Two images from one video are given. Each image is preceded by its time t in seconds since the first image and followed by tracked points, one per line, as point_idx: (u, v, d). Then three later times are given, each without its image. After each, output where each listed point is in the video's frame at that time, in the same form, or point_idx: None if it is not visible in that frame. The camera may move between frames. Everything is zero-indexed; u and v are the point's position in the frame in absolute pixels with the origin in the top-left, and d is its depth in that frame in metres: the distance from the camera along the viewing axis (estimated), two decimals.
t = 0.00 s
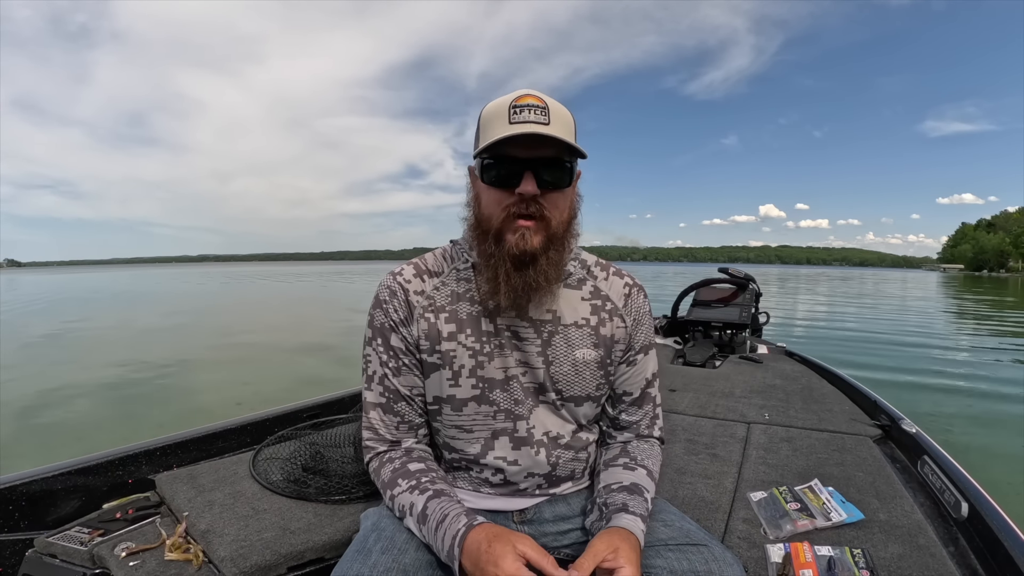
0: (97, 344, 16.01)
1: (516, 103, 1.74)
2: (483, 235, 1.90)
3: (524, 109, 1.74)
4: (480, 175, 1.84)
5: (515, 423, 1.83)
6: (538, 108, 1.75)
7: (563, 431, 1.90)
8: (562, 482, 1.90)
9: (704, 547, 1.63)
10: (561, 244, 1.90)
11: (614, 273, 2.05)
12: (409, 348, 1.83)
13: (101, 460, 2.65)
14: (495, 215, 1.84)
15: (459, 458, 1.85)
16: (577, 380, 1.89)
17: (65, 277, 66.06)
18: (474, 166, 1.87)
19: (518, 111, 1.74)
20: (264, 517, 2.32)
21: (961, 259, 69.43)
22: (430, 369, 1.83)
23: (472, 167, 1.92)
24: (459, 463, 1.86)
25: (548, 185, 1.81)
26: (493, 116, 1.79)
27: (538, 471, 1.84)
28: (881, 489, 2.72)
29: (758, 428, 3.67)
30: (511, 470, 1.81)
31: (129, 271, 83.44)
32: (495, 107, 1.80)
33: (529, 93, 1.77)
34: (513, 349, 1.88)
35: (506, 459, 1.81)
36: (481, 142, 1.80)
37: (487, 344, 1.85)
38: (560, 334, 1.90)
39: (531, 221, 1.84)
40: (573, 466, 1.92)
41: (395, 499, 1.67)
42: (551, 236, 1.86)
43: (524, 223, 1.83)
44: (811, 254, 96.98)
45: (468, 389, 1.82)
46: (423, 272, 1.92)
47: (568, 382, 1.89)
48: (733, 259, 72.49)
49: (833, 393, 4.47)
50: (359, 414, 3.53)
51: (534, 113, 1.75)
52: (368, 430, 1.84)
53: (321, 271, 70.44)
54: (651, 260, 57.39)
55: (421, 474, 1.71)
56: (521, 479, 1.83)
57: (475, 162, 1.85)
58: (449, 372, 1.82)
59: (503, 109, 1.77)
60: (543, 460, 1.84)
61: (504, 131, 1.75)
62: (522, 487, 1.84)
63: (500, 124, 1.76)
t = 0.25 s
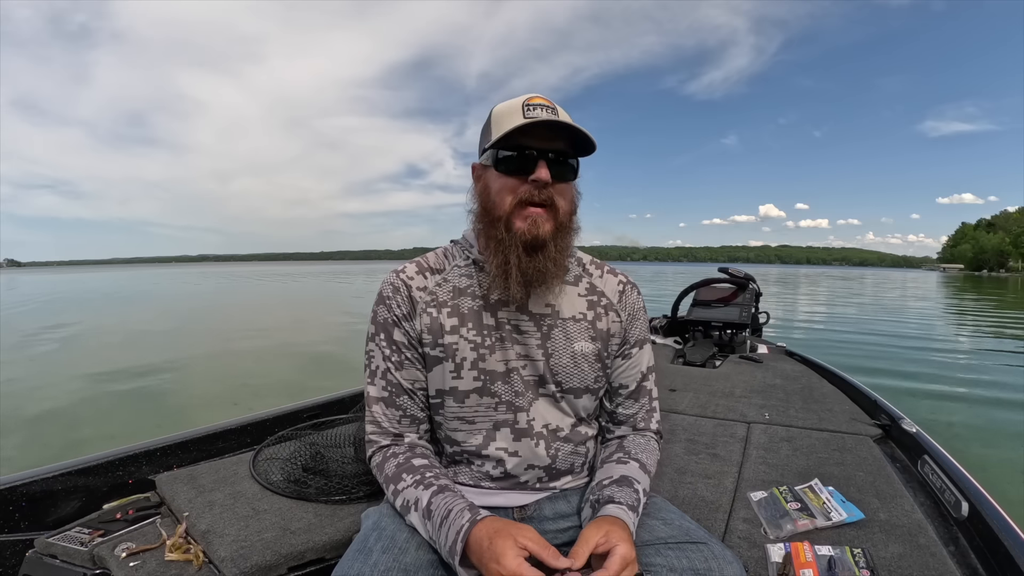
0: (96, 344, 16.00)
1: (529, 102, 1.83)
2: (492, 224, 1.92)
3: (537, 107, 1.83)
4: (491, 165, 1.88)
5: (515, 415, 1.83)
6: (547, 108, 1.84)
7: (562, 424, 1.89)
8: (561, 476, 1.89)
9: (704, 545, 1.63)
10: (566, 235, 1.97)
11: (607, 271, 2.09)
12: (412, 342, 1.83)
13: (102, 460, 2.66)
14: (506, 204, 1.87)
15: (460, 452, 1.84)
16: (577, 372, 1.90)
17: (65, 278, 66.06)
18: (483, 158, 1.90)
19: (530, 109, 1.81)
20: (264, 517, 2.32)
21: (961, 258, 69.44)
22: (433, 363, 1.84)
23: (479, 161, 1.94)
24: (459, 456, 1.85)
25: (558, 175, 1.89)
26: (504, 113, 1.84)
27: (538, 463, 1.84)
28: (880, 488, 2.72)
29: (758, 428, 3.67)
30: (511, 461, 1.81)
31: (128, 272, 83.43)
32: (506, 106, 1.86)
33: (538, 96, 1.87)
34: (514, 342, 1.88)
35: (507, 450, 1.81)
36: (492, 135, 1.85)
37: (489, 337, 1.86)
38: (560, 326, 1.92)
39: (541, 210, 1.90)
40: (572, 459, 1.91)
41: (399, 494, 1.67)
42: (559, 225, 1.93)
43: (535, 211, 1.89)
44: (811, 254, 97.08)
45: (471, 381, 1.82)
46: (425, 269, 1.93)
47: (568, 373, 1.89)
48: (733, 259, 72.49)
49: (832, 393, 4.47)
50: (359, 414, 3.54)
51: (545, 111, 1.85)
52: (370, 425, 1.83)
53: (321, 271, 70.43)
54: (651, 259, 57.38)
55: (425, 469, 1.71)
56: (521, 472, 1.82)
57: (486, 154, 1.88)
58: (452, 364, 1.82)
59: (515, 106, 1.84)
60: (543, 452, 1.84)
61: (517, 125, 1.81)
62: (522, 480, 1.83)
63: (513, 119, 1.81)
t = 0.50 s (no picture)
0: (96, 344, 15.99)
1: (530, 108, 1.87)
2: (498, 227, 1.92)
3: (539, 113, 1.87)
4: (496, 170, 1.89)
5: (514, 405, 1.83)
6: (548, 114, 1.88)
7: (562, 414, 1.89)
8: (561, 468, 1.88)
9: (702, 543, 1.63)
10: (569, 235, 2.01)
11: (601, 267, 2.10)
12: (414, 335, 1.83)
13: (102, 460, 2.66)
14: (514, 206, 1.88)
15: (459, 443, 1.84)
16: (576, 362, 1.90)
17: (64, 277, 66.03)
18: (487, 163, 1.90)
19: (533, 115, 1.85)
20: (264, 517, 2.32)
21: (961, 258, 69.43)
22: (434, 354, 1.84)
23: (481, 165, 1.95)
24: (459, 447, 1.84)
25: (562, 179, 1.93)
26: (507, 119, 1.87)
27: (538, 453, 1.83)
28: (880, 488, 2.72)
29: (758, 428, 3.67)
30: (511, 451, 1.80)
31: (128, 272, 83.41)
32: (507, 111, 1.88)
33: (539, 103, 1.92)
34: (515, 334, 1.89)
35: (507, 440, 1.80)
36: (497, 140, 1.86)
37: (490, 329, 1.87)
38: (559, 319, 1.94)
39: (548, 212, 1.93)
40: (571, 450, 1.90)
41: (401, 483, 1.67)
42: (563, 226, 1.97)
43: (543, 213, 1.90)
44: (811, 254, 97.10)
45: (472, 371, 1.82)
46: (427, 265, 1.94)
47: (567, 363, 1.90)
48: (733, 259, 72.50)
49: (832, 393, 4.47)
50: (358, 414, 3.54)
51: (545, 118, 1.89)
52: (373, 416, 1.82)
53: (321, 271, 70.40)
54: (651, 259, 57.37)
55: (428, 461, 1.71)
56: (521, 461, 1.81)
57: (490, 159, 1.89)
58: (453, 355, 1.82)
59: (517, 111, 1.87)
60: (543, 442, 1.84)
61: (521, 130, 1.83)
62: (522, 470, 1.82)
63: (516, 125, 1.84)
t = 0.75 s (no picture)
0: (96, 344, 16.00)
1: (528, 129, 1.82)
2: (492, 253, 1.90)
3: (536, 134, 1.82)
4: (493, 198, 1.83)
5: (513, 402, 1.83)
6: (547, 134, 1.83)
7: (561, 411, 1.90)
8: (559, 463, 1.88)
9: (701, 539, 1.63)
10: (565, 259, 1.98)
11: (597, 267, 2.10)
12: (413, 334, 1.84)
13: (102, 460, 2.65)
14: (509, 236, 1.85)
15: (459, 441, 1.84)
16: (573, 361, 1.91)
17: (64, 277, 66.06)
18: (483, 188, 1.84)
19: (530, 139, 1.81)
20: (264, 517, 2.31)
21: (960, 258, 69.49)
22: (433, 354, 1.84)
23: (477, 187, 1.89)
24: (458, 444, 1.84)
25: (559, 208, 1.87)
26: (504, 139, 1.82)
27: (538, 448, 1.83)
28: (880, 489, 2.72)
29: (758, 428, 3.67)
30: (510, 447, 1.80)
31: (128, 271, 83.43)
32: (504, 130, 1.82)
33: (536, 120, 1.85)
34: (512, 337, 1.89)
35: (507, 437, 1.81)
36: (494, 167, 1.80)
37: (487, 330, 1.87)
38: (556, 320, 1.94)
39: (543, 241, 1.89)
40: (571, 447, 1.90)
41: (403, 477, 1.67)
42: (560, 254, 1.93)
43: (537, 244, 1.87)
44: (811, 254, 97.17)
45: (470, 371, 1.82)
46: (426, 266, 1.94)
47: (565, 361, 1.90)
48: (733, 259, 72.55)
49: (833, 393, 4.47)
50: (358, 414, 3.53)
51: (543, 138, 1.84)
52: (374, 414, 1.82)
53: (321, 271, 70.41)
54: (651, 259, 57.39)
55: (430, 456, 1.72)
56: (520, 456, 1.82)
57: (486, 185, 1.83)
58: (452, 355, 1.83)
59: (515, 128, 1.83)
60: (542, 437, 1.84)
61: (518, 157, 1.81)
62: (521, 466, 1.82)
63: (516, 149, 1.82)
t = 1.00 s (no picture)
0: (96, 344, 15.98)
1: (529, 113, 1.85)
2: (491, 232, 1.92)
3: (538, 118, 1.85)
4: (494, 175, 1.87)
5: (510, 406, 1.83)
6: (548, 119, 1.86)
7: (559, 414, 1.89)
8: (559, 467, 1.88)
9: (701, 543, 1.63)
10: (563, 242, 2.00)
11: (596, 265, 2.10)
12: (409, 336, 1.84)
13: (102, 460, 2.65)
14: (508, 212, 1.88)
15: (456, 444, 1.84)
16: (571, 362, 1.91)
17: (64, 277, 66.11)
18: (483, 167, 1.90)
19: (531, 121, 1.83)
20: (264, 517, 2.31)
21: (960, 258, 69.53)
22: (429, 356, 1.84)
23: (477, 169, 1.95)
24: (455, 447, 1.84)
25: (558, 186, 1.92)
26: (506, 123, 1.85)
27: (535, 453, 1.83)
28: (880, 489, 2.73)
29: (758, 428, 3.67)
30: (508, 452, 1.81)
31: (128, 271, 83.42)
32: (505, 115, 1.87)
33: (537, 106, 1.89)
34: (509, 337, 1.89)
35: (504, 441, 1.81)
36: (494, 145, 1.85)
37: (484, 332, 1.87)
38: (554, 320, 1.94)
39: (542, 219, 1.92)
40: (569, 451, 1.90)
41: (400, 486, 1.67)
42: (557, 234, 1.95)
43: (536, 220, 1.90)
44: (811, 254, 97.21)
45: (467, 373, 1.82)
46: (422, 267, 1.94)
47: (563, 363, 1.90)
48: (733, 259, 72.57)
49: (832, 393, 4.48)
50: (359, 414, 3.53)
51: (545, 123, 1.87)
52: (369, 417, 1.83)
53: (321, 271, 70.41)
54: (651, 259, 57.40)
55: (427, 463, 1.71)
56: (519, 461, 1.82)
57: (486, 163, 1.88)
58: (448, 357, 1.83)
59: (515, 114, 1.86)
60: (539, 442, 1.84)
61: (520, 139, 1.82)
62: (519, 471, 1.82)
63: (514, 131, 1.83)
